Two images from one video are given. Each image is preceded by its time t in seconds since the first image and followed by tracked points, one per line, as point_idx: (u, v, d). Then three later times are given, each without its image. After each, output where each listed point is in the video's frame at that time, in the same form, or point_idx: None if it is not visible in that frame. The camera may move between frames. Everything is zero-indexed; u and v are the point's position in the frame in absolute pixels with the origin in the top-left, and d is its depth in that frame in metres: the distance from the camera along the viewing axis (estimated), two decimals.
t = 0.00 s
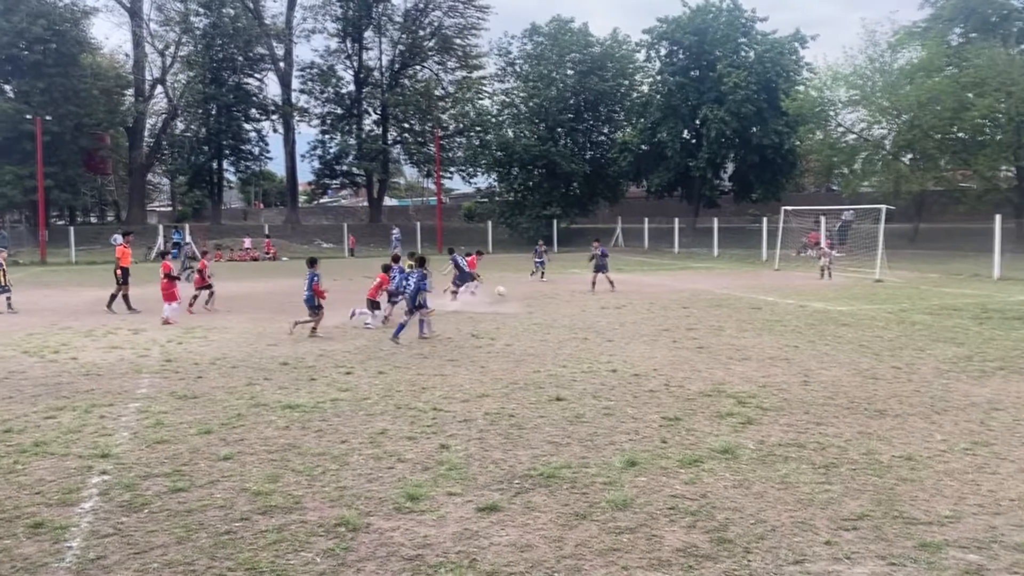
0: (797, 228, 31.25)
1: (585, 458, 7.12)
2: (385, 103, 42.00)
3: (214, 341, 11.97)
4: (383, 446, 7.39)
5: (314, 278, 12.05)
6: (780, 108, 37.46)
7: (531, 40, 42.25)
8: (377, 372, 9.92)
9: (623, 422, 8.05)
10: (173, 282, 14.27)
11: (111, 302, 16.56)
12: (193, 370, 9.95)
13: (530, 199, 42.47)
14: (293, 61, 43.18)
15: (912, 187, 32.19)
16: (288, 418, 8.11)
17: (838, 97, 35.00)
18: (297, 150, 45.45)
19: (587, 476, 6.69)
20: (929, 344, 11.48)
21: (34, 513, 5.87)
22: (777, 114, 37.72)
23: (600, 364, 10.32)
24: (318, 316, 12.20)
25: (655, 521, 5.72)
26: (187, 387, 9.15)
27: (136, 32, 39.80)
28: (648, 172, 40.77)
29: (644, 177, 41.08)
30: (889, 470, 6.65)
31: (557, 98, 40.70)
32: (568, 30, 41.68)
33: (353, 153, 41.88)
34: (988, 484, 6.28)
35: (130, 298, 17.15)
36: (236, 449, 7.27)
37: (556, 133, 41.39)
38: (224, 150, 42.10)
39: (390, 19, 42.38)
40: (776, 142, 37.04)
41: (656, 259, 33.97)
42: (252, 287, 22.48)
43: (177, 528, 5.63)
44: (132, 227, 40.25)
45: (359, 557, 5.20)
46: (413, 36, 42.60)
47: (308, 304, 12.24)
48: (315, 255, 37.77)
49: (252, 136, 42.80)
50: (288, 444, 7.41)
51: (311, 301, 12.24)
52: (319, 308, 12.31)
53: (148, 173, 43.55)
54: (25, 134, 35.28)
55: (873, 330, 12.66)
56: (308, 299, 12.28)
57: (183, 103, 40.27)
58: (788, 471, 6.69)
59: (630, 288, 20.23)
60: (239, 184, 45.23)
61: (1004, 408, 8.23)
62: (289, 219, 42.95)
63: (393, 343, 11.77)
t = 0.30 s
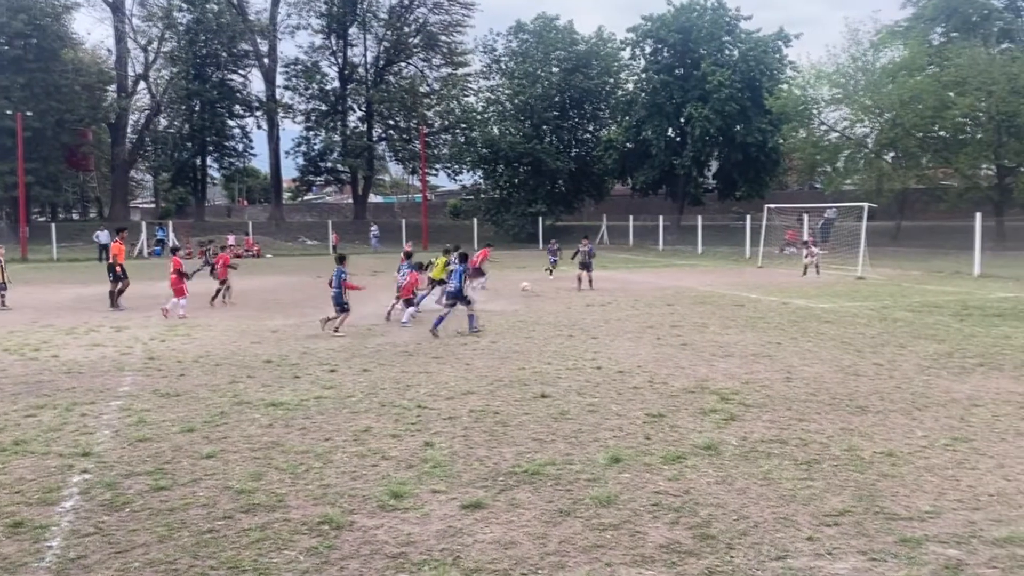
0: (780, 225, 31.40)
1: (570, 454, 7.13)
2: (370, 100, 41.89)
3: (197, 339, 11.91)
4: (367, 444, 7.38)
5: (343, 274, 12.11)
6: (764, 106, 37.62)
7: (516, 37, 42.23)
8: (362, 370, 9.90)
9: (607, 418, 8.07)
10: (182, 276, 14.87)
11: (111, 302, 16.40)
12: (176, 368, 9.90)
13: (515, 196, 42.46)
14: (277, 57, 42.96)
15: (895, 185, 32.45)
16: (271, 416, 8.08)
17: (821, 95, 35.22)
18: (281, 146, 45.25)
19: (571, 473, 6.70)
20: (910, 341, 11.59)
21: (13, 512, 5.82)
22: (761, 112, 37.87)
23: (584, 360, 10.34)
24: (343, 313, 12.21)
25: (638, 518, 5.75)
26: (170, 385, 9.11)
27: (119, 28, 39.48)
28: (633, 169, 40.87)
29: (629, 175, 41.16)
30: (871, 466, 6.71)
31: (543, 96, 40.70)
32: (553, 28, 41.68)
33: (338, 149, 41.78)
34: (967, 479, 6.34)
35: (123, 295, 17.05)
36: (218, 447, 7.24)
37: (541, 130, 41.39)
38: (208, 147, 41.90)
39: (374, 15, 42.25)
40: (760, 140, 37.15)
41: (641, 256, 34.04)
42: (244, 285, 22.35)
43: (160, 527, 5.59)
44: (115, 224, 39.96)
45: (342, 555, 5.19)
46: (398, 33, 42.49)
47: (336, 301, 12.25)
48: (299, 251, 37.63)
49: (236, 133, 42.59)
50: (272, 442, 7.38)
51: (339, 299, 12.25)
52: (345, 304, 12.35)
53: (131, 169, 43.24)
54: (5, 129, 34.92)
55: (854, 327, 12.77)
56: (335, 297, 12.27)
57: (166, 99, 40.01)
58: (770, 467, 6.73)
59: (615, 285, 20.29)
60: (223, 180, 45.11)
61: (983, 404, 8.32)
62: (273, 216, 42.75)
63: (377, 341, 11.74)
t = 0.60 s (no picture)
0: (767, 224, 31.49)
1: (557, 452, 7.14)
2: (358, 97, 41.79)
3: (183, 337, 11.86)
4: (353, 442, 7.36)
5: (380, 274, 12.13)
6: (752, 105, 37.75)
7: (504, 35, 42.21)
8: (349, 368, 9.88)
9: (594, 416, 8.08)
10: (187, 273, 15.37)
11: (101, 296, 16.39)
12: (161, 366, 9.85)
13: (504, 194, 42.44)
14: (264, 54, 42.77)
15: (881, 184, 32.60)
16: (257, 415, 8.05)
17: (808, 95, 35.39)
18: (268, 143, 45.07)
19: (558, 471, 6.70)
20: (895, 339, 11.67)
21: None
22: (748, 111, 37.99)
23: (572, 359, 10.36)
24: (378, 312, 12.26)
25: (625, 516, 5.75)
26: (155, 383, 9.06)
27: (103, 24, 39.24)
28: (622, 167, 40.92)
29: (617, 173, 41.20)
30: (856, 463, 6.73)
31: (531, 94, 40.68)
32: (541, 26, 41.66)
33: (325, 147, 41.69)
34: (951, 477, 6.38)
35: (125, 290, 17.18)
36: (204, 445, 7.20)
37: (529, 128, 41.38)
38: (195, 144, 41.71)
39: (362, 12, 42.13)
40: (747, 139, 37.23)
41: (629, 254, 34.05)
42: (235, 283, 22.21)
43: (144, 526, 5.57)
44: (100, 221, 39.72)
45: (328, 553, 5.18)
46: (386, 30, 42.39)
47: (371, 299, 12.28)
48: (287, 249, 37.50)
49: (223, 129, 42.40)
50: (257, 440, 7.35)
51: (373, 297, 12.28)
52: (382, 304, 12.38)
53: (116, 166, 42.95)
54: None
55: (840, 326, 12.82)
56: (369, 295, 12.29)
57: (152, 96, 39.82)
58: (756, 464, 6.75)
59: (604, 283, 20.33)
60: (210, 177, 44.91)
61: (967, 401, 8.37)
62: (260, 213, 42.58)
63: (365, 339, 11.72)
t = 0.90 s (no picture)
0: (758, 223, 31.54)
1: (548, 451, 7.14)
2: (349, 95, 41.71)
3: (173, 335, 11.81)
4: (345, 441, 7.34)
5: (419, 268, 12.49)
6: (743, 105, 37.82)
7: (496, 33, 42.19)
8: (340, 367, 9.85)
9: (586, 415, 8.09)
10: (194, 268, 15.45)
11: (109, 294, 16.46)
12: (151, 365, 9.81)
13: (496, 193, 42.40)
14: (255, 51, 42.62)
15: (872, 184, 32.65)
16: (248, 413, 8.03)
17: (799, 94, 35.45)
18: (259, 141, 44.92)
19: (549, 470, 6.70)
20: (886, 338, 11.72)
21: None
22: (740, 110, 38.03)
23: (564, 357, 10.36)
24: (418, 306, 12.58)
25: (616, 514, 5.76)
26: (146, 382, 9.02)
27: (93, 20, 39.03)
28: (614, 166, 40.95)
29: (609, 172, 41.23)
30: (847, 462, 6.76)
31: (523, 92, 40.65)
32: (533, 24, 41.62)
33: (317, 145, 41.61)
34: (941, 475, 6.40)
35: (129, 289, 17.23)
36: (194, 444, 7.17)
37: (521, 127, 41.37)
38: (185, 142, 41.56)
39: (354, 10, 42.03)
40: (739, 138, 37.31)
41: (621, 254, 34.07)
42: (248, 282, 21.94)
43: (134, 525, 5.54)
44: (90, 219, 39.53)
45: (319, 553, 5.16)
46: (378, 27, 42.29)
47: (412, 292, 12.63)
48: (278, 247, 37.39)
49: (213, 127, 42.26)
50: (248, 439, 7.32)
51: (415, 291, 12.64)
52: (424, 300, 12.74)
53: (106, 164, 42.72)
54: None
55: (831, 325, 12.86)
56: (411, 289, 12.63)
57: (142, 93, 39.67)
58: (747, 463, 6.77)
59: (596, 282, 20.35)
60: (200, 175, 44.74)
61: (957, 400, 8.41)
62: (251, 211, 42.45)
63: (357, 338, 11.69)
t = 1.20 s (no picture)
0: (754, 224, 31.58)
1: (544, 452, 7.14)
2: (346, 94, 41.71)
3: (169, 335, 11.80)
4: (341, 441, 7.33)
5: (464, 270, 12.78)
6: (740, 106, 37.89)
7: (493, 34, 42.22)
8: (337, 367, 9.85)
9: (582, 415, 8.10)
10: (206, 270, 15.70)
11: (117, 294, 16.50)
12: (147, 365, 9.79)
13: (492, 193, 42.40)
14: (251, 51, 42.58)
15: (867, 184, 32.70)
16: (245, 413, 8.02)
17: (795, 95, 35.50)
18: (255, 141, 44.88)
19: (546, 470, 6.70)
20: (882, 339, 11.75)
21: None
22: (736, 111, 38.09)
23: (560, 358, 10.37)
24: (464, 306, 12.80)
25: (613, 514, 5.76)
26: (141, 382, 9.00)
27: (89, 20, 38.95)
28: (610, 167, 40.99)
29: (605, 173, 41.26)
30: (843, 462, 6.77)
31: (520, 93, 40.64)
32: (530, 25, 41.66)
33: (313, 145, 41.58)
34: (937, 475, 6.43)
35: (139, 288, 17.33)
36: (190, 444, 7.16)
37: (518, 127, 41.39)
38: (182, 141, 41.50)
39: (350, 10, 42.00)
40: (735, 139, 37.34)
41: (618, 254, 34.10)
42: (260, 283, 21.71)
43: (130, 525, 5.53)
44: (85, 219, 39.43)
45: (315, 553, 5.15)
46: (374, 27, 42.27)
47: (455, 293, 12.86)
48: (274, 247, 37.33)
49: (209, 127, 42.21)
50: (244, 439, 7.31)
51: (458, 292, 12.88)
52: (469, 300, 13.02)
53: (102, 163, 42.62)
54: None
55: (827, 325, 12.89)
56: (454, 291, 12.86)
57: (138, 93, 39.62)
58: (743, 463, 6.78)
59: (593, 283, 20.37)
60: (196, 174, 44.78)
61: (953, 401, 8.44)
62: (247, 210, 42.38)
63: (353, 338, 11.69)
